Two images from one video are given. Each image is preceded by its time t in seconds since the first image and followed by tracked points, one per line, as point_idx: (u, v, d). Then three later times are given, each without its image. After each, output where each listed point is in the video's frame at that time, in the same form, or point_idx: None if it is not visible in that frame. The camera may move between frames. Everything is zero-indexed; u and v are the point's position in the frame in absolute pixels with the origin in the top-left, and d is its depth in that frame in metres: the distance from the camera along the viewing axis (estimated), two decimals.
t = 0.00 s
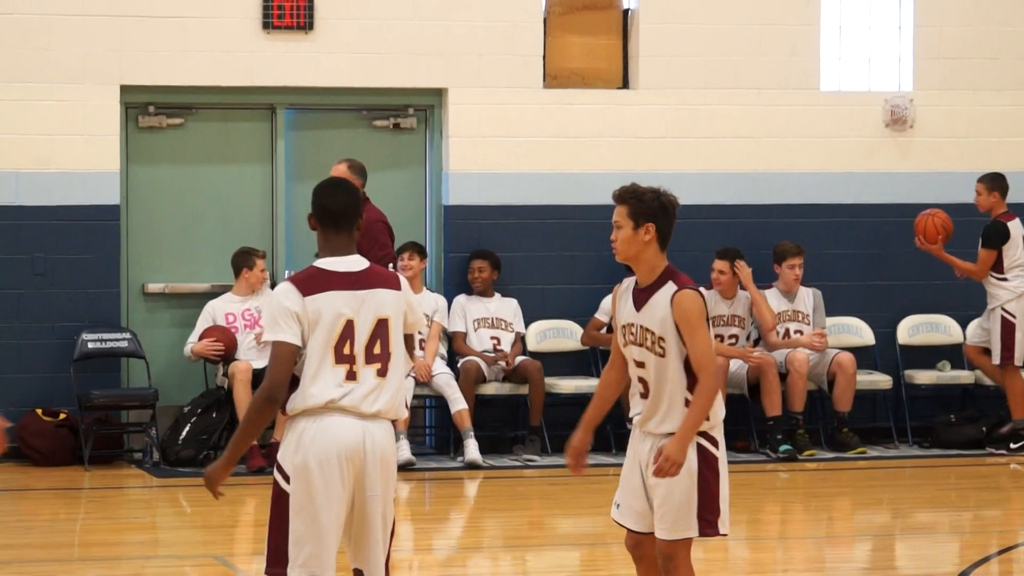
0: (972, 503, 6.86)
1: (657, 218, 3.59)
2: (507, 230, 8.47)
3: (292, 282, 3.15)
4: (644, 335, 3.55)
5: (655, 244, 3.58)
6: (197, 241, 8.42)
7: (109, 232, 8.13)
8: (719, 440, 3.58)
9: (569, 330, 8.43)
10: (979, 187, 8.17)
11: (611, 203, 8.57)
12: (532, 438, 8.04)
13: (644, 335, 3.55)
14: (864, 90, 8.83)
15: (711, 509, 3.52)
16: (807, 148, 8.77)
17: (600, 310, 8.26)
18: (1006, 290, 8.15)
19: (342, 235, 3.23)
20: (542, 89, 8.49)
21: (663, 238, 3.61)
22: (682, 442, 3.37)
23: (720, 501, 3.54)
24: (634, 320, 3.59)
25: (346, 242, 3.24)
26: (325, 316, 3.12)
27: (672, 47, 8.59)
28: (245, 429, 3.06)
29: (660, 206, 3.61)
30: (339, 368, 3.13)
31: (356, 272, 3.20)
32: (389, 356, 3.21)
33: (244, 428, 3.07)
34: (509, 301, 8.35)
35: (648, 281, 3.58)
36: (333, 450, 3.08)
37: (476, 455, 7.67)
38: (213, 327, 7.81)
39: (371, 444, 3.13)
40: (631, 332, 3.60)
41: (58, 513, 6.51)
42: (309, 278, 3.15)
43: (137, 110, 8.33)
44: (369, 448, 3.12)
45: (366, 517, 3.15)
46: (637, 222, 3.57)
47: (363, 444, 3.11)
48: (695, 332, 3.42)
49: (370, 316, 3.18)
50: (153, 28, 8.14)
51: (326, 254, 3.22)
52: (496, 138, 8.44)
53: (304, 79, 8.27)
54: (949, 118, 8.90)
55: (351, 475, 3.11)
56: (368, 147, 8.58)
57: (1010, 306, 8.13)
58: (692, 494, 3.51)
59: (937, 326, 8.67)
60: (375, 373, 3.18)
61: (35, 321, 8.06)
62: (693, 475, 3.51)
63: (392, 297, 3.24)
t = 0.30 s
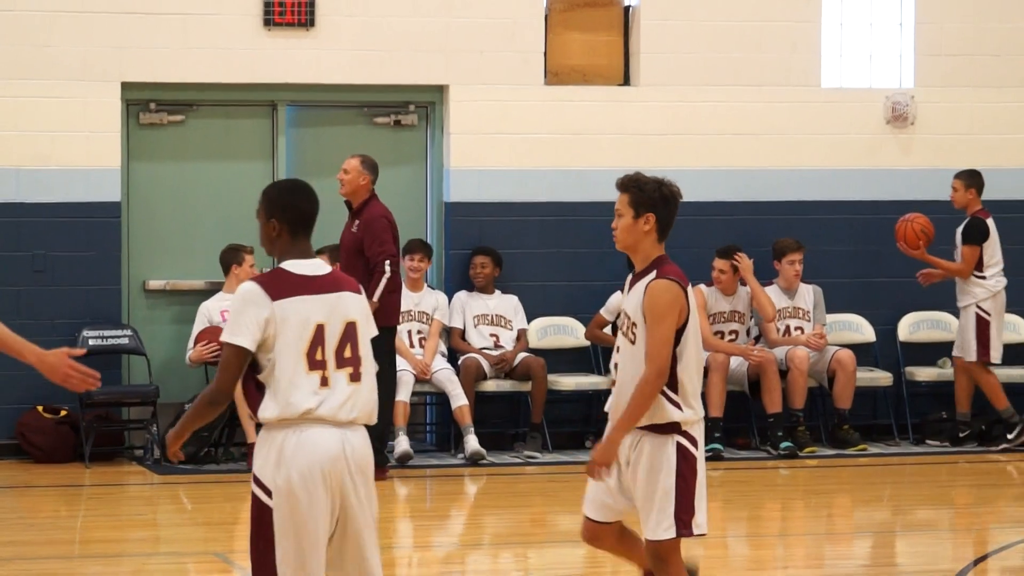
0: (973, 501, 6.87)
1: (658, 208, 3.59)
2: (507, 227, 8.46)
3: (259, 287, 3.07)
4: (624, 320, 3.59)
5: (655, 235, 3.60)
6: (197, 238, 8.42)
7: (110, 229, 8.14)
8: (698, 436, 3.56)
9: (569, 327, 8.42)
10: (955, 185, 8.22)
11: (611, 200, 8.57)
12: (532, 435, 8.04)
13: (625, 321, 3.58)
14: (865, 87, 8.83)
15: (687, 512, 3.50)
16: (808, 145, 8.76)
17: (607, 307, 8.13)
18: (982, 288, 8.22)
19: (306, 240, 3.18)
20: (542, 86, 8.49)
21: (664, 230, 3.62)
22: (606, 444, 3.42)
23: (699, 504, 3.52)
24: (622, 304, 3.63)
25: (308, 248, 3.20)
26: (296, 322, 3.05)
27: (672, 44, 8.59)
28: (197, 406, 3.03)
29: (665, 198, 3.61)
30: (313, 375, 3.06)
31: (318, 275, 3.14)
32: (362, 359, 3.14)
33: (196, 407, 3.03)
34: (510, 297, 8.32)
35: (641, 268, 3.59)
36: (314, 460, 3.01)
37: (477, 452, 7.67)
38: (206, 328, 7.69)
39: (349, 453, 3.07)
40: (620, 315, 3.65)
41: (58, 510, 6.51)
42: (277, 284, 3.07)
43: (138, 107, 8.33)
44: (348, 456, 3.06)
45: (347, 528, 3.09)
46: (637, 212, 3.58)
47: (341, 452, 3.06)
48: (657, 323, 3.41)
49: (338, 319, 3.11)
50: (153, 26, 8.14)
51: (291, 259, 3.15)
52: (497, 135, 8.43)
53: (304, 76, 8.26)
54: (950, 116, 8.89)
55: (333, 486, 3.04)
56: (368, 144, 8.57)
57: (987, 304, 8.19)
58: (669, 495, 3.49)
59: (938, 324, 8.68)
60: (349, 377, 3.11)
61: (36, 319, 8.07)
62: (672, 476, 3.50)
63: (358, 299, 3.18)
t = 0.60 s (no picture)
0: (971, 498, 6.87)
1: (649, 207, 3.62)
2: (505, 224, 8.46)
3: (230, 292, 2.78)
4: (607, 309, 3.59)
5: (645, 233, 3.62)
6: (196, 236, 8.42)
7: (108, 226, 8.13)
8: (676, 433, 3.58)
9: (568, 324, 8.42)
10: (936, 181, 8.26)
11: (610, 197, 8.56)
12: (531, 432, 8.04)
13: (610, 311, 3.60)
14: (863, 84, 8.83)
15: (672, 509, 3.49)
16: (806, 143, 8.77)
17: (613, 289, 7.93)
18: (959, 284, 8.29)
19: (283, 242, 2.91)
20: (541, 83, 8.49)
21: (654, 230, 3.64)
22: (591, 405, 3.39)
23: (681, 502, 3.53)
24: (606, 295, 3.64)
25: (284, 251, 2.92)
26: (271, 327, 2.78)
27: (671, 42, 8.59)
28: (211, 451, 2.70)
29: (660, 200, 3.64)
30: (285, 381, 2.81)
31: (294, 277, 2.85)
32: (335, 362, 2.88)
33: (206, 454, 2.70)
34: (508, 295, 8.34)
35: (627, 264, 3.61)
36: (280, 464, 2.77)
37: (475, 449, 7.67)
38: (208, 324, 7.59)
39: (320, 459, 2.80)
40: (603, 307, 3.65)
41: (57, 507, 6.51)
42: (250, 289, 2.79)
43: (136, 105, 8.32)
44: (318, 461, 2.80)
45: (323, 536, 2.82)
46: (628, 209, 3.61)
47: (311, 456, 2.80)
48: (646, 307, 3.43)
49: (314, 321, 2.84)
50: (152, 23, 8.13)
51: (266, 263, 2.87)
52: (495, 133, 8.43)
53: (303, 74, 8.26)
54: (949, 113, 8.89)
55: (303, 491, 2.79)
56: (367, 142, 8.57)
57: (963, 299, 8.27)
58: (656, 492, 3.49)
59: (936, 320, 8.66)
60: (320, 380, 2.86)
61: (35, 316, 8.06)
62: (657, 474, 3.50)
63: (334, 299, 2.91)
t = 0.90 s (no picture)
0: (969, 496, 6.88)
1: (614, 204, 3.60)
2: (503, 222, 8.45)
3: (235, 277, 2.77)
4: (579, 312, 3.56)
5: (609, 230, 3.60)
6: (193, 234, 8.41)
7: (106, 225, 8.12)
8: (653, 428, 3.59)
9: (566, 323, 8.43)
10: (917, 181, 8.18)
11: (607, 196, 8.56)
12: (529, 430, 8.05)
13: (581, 311, 3.56)
14: (861, 83, 8.84)
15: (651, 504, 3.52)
16: (804, 141, 8.77)
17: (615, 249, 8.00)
18: (941, 284, 8.24)
19: (284, 237, 2.88)
20: (538, 81, 8.49)
21: (618, 227, 3.62)
22: (581, 412, 3.35)
23: (660, 496, 3.54)
24: (574, 298, 3.60)
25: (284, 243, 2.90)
26: (273, 318, 2.77)
27: (668, 41, 8.59)
28: (252, 426, 2.63)
29: (624, 196, 3.62)
30: (278, 375, 2.80)
31: (297, 275, 2.85)
32: (324, 365, 2.89)
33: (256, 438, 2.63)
34: (505, 295, 8.34)
35: (595, 263, 3.59)
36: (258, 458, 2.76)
37: (473, 447, 7.67)
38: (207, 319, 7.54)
39: (300, 455, 2.80)
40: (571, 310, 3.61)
41: (54, 505, 6.50)
42: (255, 277, 2.78)
43: (134, 103, 8.31)
44: (297, 461, 2.80)
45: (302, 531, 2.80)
46: (593, 207, 3.59)
47: (289, 455, 2.79)
48: (628, 311, 3.42)
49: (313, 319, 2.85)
50: (149, 22, 8.13)
51: (268, 255, 2.83)
52: (493, 131, 8.43)
53: (301, 72, 8.26)
54: (946, 112, 8.90)
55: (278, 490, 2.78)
56: (364, 141, 8.57)
57: (945, 300, 8.24)
58: (636, 488, 3.51)
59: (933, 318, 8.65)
60: (309, 381, 2.86)
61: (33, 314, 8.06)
62: (635, 472, 3.51)
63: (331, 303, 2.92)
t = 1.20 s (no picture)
0: (965, 495, 6.88)
1: (553, 203, 3.48)
2: (500, 221, 8.45)
3: (200, 286, 2.71)
4: (535, 312, 3.45)
5: (553, 228, 3.47)
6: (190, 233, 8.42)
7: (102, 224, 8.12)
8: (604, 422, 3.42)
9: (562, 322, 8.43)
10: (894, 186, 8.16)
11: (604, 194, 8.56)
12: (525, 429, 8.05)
13: (534, 312, 3.45)
14: (857, 81, 8.84)
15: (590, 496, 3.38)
16: (800, 140, 8.77)
17: (608, 222, 8.19)
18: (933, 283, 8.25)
19: (245, 236, 2.85)
20: (535, 80, 8.49)
21: (567, 222, 3.49)
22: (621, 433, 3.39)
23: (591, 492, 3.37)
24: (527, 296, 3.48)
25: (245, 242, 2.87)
26: (246, 325, 2.73)
27: (665, 39, 8.59)
28: (177, 457, 2.59)
29: (566, 191, 3.50)
30: (258, 386, 2.76)
31: (261, 275, 2.80)
32: (298, 366, 2.87)
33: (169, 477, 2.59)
34: (503, 295, 8.33)
35: (548, 263, 3.48)
36: (248, 470, 2.72)
37: (470, 446, 7.67)
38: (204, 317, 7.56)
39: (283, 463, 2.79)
40: (525, 308, 3.49)
41: (51, 505, 6.50)
42: (221, 284, 2.72)
43: (131, 102, 8.31)
44: (283, 469, 2.79)
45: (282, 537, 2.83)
46: (535, 206, 3.48)
47: (276, 462, 2.77)
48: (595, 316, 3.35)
49: (282, 322, 2.81)
50: (146, 20, 8.13)
51: (231, 256, 2.81)
52: (489, 130, 8.43)
53: (297, 71, 8.26)
54: (942, 110, 8.91)
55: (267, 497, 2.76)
56: (360, 140, 8.58)
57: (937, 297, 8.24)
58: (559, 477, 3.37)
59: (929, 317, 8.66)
60: (286, 384, 2.83)
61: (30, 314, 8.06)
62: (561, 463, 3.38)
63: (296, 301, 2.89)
